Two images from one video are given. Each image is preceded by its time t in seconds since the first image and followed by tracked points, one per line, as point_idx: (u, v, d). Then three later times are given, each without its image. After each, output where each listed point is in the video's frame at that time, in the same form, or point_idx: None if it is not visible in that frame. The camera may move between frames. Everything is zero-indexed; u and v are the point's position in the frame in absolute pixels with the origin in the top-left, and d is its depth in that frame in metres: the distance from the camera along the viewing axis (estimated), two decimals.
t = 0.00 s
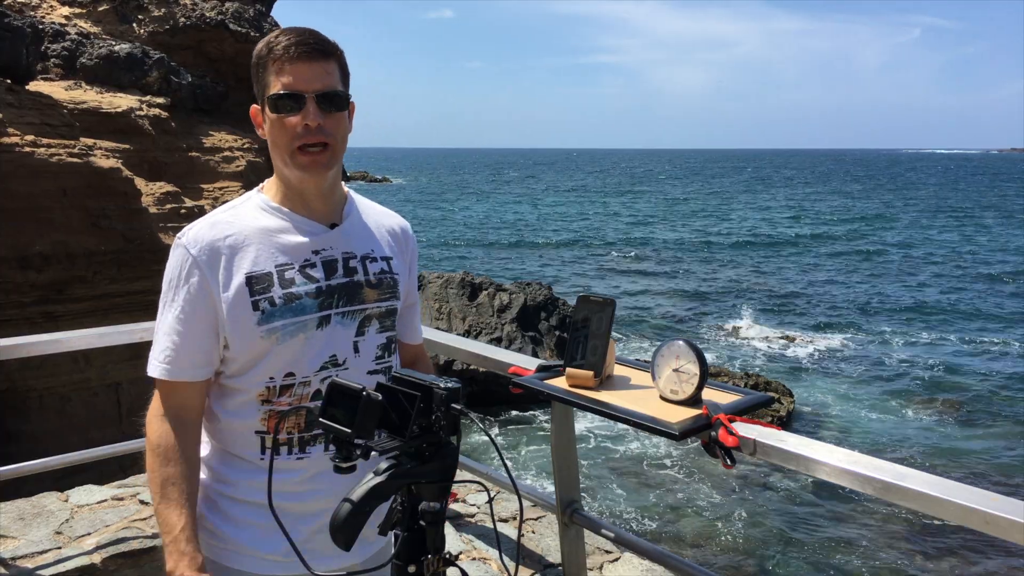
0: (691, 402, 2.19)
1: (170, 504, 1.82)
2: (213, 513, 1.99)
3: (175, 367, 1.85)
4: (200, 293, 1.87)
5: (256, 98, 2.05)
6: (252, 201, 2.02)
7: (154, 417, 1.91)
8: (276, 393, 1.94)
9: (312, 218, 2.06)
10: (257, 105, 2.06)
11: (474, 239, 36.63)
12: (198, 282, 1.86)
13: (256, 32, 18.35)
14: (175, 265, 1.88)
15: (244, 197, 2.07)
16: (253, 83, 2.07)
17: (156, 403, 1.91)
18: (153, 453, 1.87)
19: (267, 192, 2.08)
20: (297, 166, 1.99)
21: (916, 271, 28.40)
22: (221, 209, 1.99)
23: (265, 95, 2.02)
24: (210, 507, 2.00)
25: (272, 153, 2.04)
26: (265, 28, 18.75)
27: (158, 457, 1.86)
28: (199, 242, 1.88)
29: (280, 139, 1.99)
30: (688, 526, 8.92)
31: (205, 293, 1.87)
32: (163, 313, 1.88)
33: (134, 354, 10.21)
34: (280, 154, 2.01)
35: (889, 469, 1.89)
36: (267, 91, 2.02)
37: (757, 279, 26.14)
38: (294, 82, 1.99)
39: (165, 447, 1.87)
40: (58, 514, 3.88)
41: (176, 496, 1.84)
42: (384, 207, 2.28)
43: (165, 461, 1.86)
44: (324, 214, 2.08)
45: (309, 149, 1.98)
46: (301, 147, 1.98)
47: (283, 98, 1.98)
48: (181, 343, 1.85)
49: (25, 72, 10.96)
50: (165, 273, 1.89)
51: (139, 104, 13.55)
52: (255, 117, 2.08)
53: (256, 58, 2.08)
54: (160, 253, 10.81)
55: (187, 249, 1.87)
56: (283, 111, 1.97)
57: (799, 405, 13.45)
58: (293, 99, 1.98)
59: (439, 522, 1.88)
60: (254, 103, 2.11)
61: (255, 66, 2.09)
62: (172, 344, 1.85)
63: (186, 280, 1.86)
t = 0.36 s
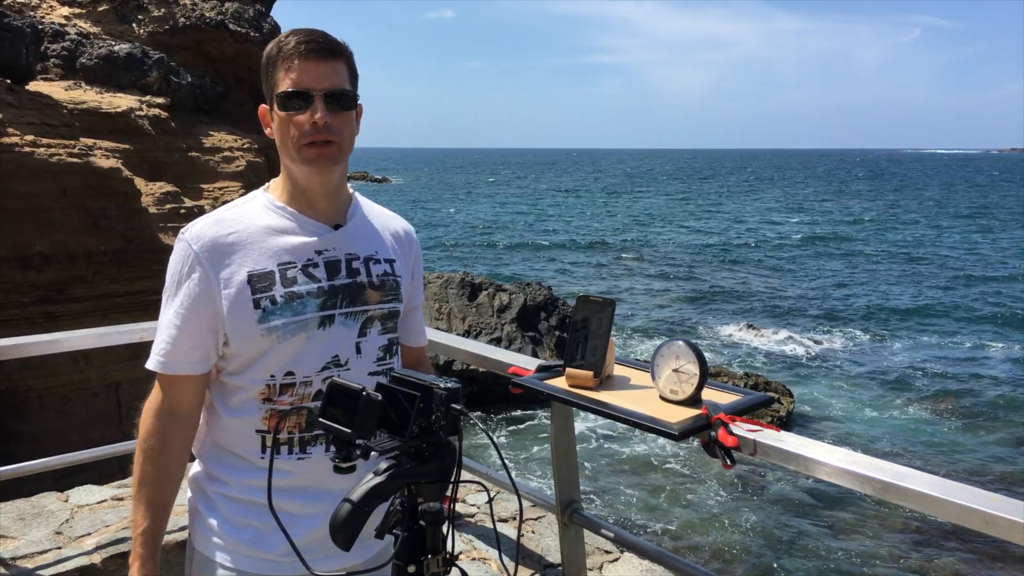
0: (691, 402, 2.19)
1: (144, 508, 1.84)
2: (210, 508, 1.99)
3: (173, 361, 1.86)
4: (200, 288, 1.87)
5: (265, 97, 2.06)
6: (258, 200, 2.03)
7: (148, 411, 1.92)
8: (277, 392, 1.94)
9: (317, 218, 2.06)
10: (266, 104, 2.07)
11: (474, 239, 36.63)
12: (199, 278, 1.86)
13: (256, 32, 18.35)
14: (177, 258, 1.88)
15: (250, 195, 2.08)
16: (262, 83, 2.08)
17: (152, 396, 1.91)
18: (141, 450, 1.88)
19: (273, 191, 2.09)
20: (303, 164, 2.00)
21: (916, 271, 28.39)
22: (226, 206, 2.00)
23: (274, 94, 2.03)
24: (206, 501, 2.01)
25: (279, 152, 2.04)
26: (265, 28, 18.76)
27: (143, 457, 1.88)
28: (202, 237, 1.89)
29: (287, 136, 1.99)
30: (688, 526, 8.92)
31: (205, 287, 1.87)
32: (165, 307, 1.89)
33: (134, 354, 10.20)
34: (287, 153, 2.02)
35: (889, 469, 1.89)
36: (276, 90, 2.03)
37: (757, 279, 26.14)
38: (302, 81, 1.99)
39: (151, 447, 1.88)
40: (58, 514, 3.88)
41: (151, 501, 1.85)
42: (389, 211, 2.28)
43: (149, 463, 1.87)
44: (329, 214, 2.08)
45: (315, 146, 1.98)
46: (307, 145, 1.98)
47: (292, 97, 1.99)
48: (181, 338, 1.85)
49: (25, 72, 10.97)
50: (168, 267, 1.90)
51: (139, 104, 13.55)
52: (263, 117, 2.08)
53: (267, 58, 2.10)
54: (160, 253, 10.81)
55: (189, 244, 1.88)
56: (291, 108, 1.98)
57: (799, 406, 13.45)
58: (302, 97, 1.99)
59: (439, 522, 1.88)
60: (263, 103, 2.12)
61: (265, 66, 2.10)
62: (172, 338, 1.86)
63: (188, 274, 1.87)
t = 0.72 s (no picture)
0: (691, 402, 2.19)
1: (157, 506, 1.84)
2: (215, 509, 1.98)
3: (175, 359, 1.85)
4: (204, 287, 1.86)
5: (271, 94, 2.05)
6: (260, 198, 2.02)
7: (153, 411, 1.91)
8: (278, 391, 1.94)
9: (319, 218, 2.05)
10: (271, 101, 2.06)
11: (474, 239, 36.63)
12: (203, 275, 1.86)
13: (256, 33, 18.35)
14: (180, 257, 1.88)
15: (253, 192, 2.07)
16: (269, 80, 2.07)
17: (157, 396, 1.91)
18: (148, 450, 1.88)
19: (275, 188, 2.08)
20: (306, 164, 1.99)
21: (915, 271, 28.41)
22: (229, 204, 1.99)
23: (280, 93, 2.02)
24: (211, 502, 2.00)
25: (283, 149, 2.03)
26: (264, 28, 18.77)
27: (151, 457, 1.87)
28: (204, 236, 1.88)
29: (290, 135, 1.98)
30: (687, 526, 8.92)
31: (207, 286, 1.86)
32: (167, 305, 1.88)
33: (134, 354, 10.21)
34: (292, 152, 2.01)
35: (889, 469, 1.88)
36: (283, 89, 2.01)
37: (757, 279, 26.14)
38: (310, 82, 1.99)
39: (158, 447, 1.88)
40: (58, 514, 3.88)
41: (163, 500, 1.84)
42: (390, 212, 2.28)
43: (156, 463, 1.87)
44: (331, 214, 2.08)
45: (320, 147, 1.98)
46: (311, 144, 1.98)
47: (299, 96, 1.98)
48: (183, 336, 1.85)
49: (24, 72, 10.96)
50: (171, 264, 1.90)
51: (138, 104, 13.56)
52: (268, 114, 2.08)
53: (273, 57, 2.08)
54: (160, 253, 10.80)
55: (191, 241, 1.87)
56: (295, 107, 1.97)
57: (799, 406, 13.46)
58: (308, 97, 1.98)
59: (439, 523, 1.88)
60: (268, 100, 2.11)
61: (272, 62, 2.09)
62: (174, 336, 1.85)
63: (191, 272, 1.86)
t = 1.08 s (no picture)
0: (690, 403, 2.19)
1: (157, 506, 1.84)
2: (216, 508, 1.98)
3: (176, 359, 1.85)
4: (206, 286, 1.86)
5: (275, 96, 2.04)
6: (262, 197, 2.02)
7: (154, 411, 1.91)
8: (280, 390, 1.94)
9: (321, 217, 2.05)
10: (274, 102, 2.05)
11: (473, 239, 36.61)
12: (206, 274, 1.86)
13: (256, 33, 18.34)
14: (182, 256, 1.88)
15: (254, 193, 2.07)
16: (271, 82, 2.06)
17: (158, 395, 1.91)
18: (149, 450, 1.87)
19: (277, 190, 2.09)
20: (312, 167, 1.99)
21: (916, 271, 28.41)
22: (231, 205, 1.99)
23: (285, 95, 2.01)
24: (210, 502, 2.00)
25: (288, 152, 2.03)
26: (264, 28, 18.77)
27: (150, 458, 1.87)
28: (208, 234, 1.88)
29: (298, 137, 1.98)
30: (687, 527, 8.92)
31: (210, 285, 1.86)
32: (170, 305, 1.89)
33: (133, 354, 10.20)
34: (296, 154, 2.01)
35: (889, 469, 1.88)
36: (288, 92, 2.01)
37: (757, 279, 26.13)
38: (316, 84, 1.98)
39: (159, 445, 1.88)
40: (58, 514, 3.88)
41: (163, 499, 1.84)
42: (391, 213, 2.28)
43: (157, 463, 1.86)
44: (333, 215, 2.08)
45: (326, 149, 1.98)
46: (320, 147, 1.98)
47: (304, 99, 1.97)
48: (186, 334, 1.85)
49: (25, 72, 10.96)
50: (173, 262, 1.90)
51: (138, 104, 13.56)
52: (270, 116, 2.07)
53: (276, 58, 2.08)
54: (160, 253, 10.79)
55: (195, 240, 1.87)
56: (302, 110, 1.97)
57: (799, 406, 13.46)
58: (314, 99, 1.97)
59: (439, 523, 1.88)
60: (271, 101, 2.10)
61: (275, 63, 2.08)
62: (176, 334, 1.85)
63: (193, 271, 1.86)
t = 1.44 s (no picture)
0: (691, 402, 2.19)
1: (162, 505, 1.84)
2: (217, 509, 1.99)
3: (177, 360, 1.85)
4: (205, 287, 1.86)
5: (276, 96, 2.04)
6: (261, 198, 2.02)
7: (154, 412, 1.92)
8: (278, 390, 1.94)
9: (319, 218, 2.06)
10: (274, 101, 2.05)
11: (473, 239, 36.60)
12: (204, 276, 1.86)
13: (256, 33, 18.34)
14: (180, 257, 1.89)
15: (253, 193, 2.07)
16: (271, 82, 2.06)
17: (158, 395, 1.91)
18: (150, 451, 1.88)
19: (277, 189, 2.09)
20: (313, 167, 2.00)
21: (916, 271, 28.40)
22: (230, 206, 1.99)
23: (287, 96, 2.01)
24: (211, 502, 2.01)
25: (288, 153, 2.03)
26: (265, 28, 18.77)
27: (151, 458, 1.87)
28: (206, 235, 1.89)
29: (299, 139, 1.98)
30: (687, 526, 8.92)
31: (209, 286, 1.86)
32: (168, 306, 1.89)
33: (133, 355, 10.20)
34: (298, 155, 2.01)
35: (889, 469, 1.89)
36: (290, 92, 2.01)
37: (757, 279, 26.12)
38: (320, 87, 1.98)
39: (160, 446, 1.88)
40: (58, 514, 3.88)
41: (164, 500, 1.85)
42: (390, 212, 2.28)
43: (157, 464, 1.87)
44: (331, 216, 2.08)
45: (328, 151, 1.99)
46: (321, 150, 1.99)
47: (306, 101, 1.97)
48: (185, 335, 1.85)
49: (25, 72, 10.96)
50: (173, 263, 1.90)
51: (138, 104, 13.56)
52: (270, 116, 2.07)
53: (277, 57, 2.07)
54: (160, 253, 10.79)
55: (194, 241, 1.88)
56: (304, 111, 1.97)
57: (799, 406, 13.46)
58: (317, 103, 1.97)
59: (438, 522, 1.89)
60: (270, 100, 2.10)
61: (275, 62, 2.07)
62: (176, 335, 1.85)
63: (192, 272, 1.87)
